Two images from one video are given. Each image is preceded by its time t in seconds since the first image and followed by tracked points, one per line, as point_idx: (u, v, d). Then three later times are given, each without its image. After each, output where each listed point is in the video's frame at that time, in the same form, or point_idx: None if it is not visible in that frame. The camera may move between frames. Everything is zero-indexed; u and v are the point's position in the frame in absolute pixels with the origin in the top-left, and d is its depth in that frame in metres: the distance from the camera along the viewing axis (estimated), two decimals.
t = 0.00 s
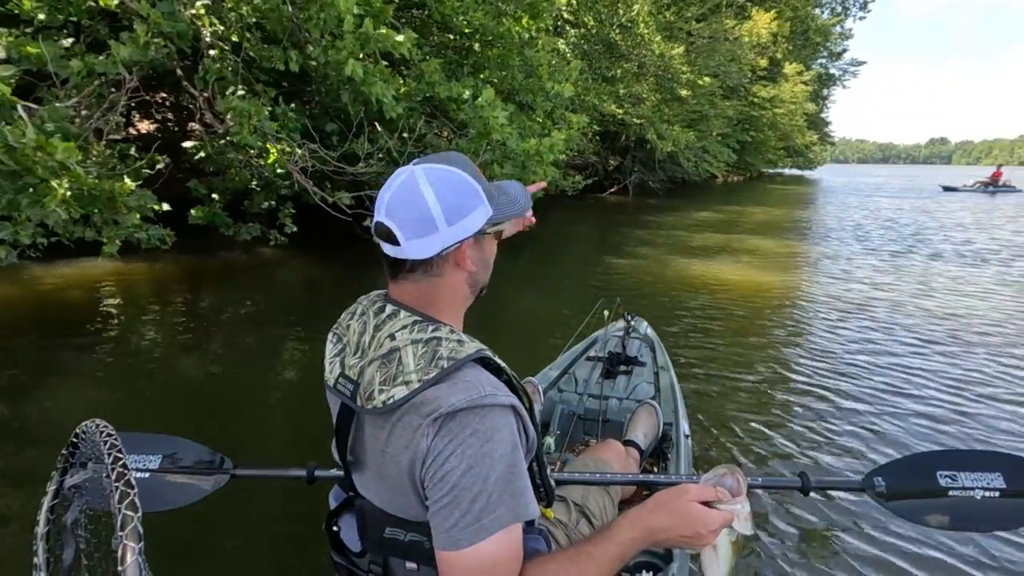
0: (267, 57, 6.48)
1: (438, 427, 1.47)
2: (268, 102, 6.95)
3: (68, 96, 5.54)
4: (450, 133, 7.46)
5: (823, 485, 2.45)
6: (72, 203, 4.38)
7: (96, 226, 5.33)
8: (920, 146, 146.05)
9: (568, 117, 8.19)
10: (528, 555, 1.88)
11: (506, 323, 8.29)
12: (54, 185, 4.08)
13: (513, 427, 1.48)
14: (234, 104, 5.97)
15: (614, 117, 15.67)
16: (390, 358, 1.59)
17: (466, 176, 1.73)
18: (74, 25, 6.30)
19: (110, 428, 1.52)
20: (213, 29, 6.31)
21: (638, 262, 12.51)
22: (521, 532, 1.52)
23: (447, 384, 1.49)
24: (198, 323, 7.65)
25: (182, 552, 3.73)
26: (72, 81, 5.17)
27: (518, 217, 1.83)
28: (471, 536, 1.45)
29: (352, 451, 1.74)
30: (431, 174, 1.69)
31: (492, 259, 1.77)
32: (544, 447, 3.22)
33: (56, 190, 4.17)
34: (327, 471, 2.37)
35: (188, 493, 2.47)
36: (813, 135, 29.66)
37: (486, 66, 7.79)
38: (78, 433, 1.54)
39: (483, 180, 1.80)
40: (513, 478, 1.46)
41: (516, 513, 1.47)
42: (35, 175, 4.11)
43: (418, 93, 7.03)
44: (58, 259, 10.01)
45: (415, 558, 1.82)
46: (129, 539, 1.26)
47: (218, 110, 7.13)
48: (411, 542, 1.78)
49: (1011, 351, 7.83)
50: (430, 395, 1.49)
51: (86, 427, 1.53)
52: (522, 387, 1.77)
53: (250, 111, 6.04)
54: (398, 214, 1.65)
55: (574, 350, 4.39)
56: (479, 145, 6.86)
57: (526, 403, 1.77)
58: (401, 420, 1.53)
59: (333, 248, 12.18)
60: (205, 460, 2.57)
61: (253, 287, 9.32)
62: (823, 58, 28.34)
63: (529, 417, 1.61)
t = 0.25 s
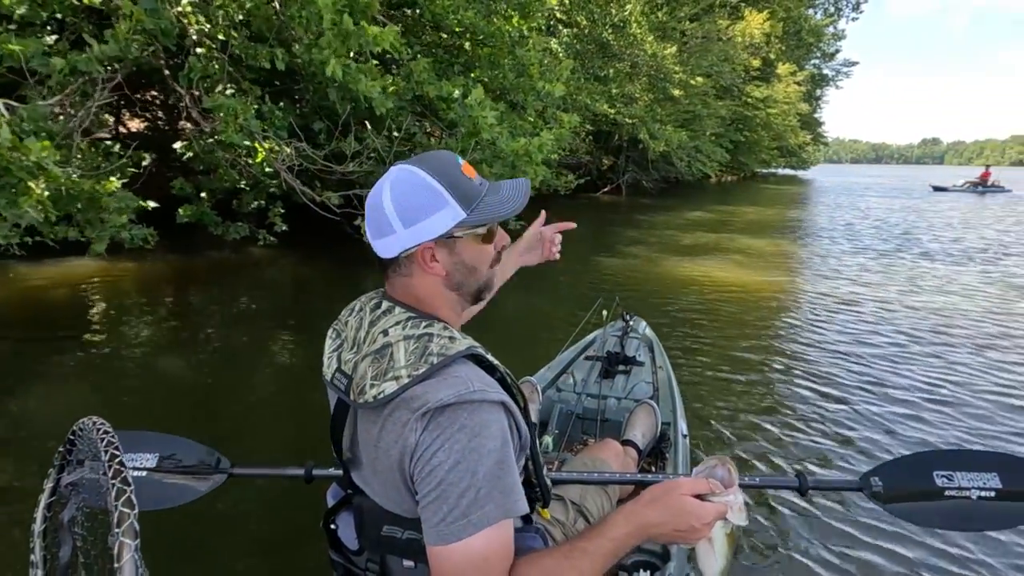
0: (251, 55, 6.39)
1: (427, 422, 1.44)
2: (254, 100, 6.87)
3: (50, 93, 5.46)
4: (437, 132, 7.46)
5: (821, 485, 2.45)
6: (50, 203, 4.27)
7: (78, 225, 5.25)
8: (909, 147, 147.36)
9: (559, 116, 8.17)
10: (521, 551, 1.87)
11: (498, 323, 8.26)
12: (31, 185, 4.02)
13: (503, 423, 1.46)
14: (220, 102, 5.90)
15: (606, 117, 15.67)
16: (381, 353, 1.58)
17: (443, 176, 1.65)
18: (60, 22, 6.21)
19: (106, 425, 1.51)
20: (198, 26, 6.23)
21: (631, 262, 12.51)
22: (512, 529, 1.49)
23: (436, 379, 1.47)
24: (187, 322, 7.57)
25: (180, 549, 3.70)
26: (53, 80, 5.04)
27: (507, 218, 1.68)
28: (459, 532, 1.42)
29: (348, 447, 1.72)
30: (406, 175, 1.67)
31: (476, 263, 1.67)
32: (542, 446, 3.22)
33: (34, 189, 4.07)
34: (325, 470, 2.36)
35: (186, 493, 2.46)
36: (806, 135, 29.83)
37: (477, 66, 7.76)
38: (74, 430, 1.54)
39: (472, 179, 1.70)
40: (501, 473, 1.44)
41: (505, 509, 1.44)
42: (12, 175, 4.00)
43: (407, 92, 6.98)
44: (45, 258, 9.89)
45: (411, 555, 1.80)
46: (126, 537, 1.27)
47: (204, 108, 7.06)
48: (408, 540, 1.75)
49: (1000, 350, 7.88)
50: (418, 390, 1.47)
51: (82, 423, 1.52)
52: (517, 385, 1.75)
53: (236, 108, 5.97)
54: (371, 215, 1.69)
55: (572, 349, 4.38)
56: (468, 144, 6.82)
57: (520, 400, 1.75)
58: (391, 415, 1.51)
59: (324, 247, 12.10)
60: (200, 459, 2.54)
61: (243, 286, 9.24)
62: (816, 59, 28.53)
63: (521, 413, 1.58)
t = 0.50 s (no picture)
0: (235, 53, 6.31)
1: (424, 420, 1.43)
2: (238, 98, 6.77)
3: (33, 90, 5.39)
4: (428, 131, 7.44)
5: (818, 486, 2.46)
6: (26, 201, 4.19)
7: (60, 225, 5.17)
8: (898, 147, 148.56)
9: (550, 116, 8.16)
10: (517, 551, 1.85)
11: (490, 322, 8.22)
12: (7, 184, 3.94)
13: (500, 423, 1.44)
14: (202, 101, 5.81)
15: (599, 117, 15.68)
16: (379, 351, 1.56)
17: (444, 177, 1.64)
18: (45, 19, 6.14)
19: (104, 423, 1.52)
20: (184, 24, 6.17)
21: (624, 261, 12.52)
22: (508, 529, 1.48)
23: (434, 377, 1.46)
24: (176, 322, 7.51)
25: (179, 546, 3.67)
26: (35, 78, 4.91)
27: (507, 223, 1.66)
28: (454, 531, 1.40)
29: (346, 444, 1.71)
30: (409, 173, 1.66)
31: (474, 265, 1.65)
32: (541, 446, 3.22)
33: (9, 188, 3.97)
34: (324, 468, 2.34)
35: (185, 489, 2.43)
36: (799, 135, 29.97)
37: (467, 65, 7.73)
38: (72, 427, 1.54)
39: (475, 181, 1.68)
40: (498, 473, 1.42)
41: (502, 509, 1.42)
42: None
43: (396, 91, 6.94)
44: (32, 258, 9.79)
45: (409, 554, 1.78)
46: (122, 534, 1.25)
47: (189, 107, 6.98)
48: (405, 539, 1.74)
49: (989, 348, 7.93)
50: (416, 389, 1.46)
51: (79, 422, 1.52)
52: (515, 384, 1.73)
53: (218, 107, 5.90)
54: (373, 211, 1.70)
55: (571, 350, 4.37)
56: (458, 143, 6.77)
57: (518, 400, 1.74)
58: (388, 412, 1.49)
59: (316, 247, 12.03)
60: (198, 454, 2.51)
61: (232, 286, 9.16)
62: (809, 59, 28.68)
63: (518, 414, 1.57)
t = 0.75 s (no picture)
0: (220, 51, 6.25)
1: (433, 412, 1.41)
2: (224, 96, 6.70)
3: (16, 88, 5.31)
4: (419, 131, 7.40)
5: (816, 485, 2.45)
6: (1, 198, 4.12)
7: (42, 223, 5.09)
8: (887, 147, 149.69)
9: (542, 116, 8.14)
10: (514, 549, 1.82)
11: (483, 322, 8.19)
12: None
13: (507, 416, 1.43)
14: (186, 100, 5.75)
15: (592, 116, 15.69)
16: (387, 342, 1.54)
17: (458, 172, 1.64)
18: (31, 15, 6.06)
19: (104, 420, 1.49)
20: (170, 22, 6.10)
21: (617, 261, 12.53)
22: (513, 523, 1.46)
23: (444, 368, 1.44)
24: (166, 322, 7.44)
25: (176, 545, 3.64)
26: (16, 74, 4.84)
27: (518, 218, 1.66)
28: (461, 522, 1.38)
29: (347, 437, 1.68)
30: (422, 168, 1.65)
31: (484, 258, 1.64)
32: (540, 445, 3.21)
33: None
34: (322, 467, 2.32)
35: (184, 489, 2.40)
36: (793, 135, 30.09)
37: (458, 65, 7.70)
38: (73, 423, 1.51)
39: (486, 178, 1.68)
40: (505, 465, 1.41)
41: (509, 501, 1.41)
42: None
43: (385, 91, 6.90)
44: (19, 258, 9.68)
45: (409, 551, 1.75)
46: (122, 531, 1.22)
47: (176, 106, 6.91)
48: (404, 536, 1.72)
49: (978, 346, 7.98)
50: (425, 380, 1.44)
51: (80, 418, 1.50)
52: (517, 381, 1.72)
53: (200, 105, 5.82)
54: (385, 205, 1.66)
55: (570, 349, 4.37)
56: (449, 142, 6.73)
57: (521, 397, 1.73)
58: (396, 403, 1.47)
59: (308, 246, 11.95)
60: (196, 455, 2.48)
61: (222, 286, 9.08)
62: (802, 59, 28.83)
63: (523, 409, 1.56)
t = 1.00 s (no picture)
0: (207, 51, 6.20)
1: (438, 420, 1.40)
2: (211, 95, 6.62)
3: None
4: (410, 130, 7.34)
5: (817, 486, 2.46)
6: None
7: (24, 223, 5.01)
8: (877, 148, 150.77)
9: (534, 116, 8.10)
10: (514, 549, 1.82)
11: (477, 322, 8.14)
12: None
13: (511, 424, 1.43)
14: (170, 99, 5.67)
15: (585, 116, 15.69)
16: (391, 348, 1.52)
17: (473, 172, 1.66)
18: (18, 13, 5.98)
19: (104, 422, 1.47)
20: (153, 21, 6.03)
21: (612, 261, 12.53)
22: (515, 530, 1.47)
23: (449, 376, 1.43)
24: (157, 323, 7.37)
25: (168, 547, 3.61)
26: None
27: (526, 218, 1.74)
28: (465, 531, 1.39)
29: (348, 442, 1.66)
30: (439, 168, 1.63)
31: (496, 258, 1.69)
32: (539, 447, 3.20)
33: None
34: (322, 469, 2.30)
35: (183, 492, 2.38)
36: (787, 135, 30.19)
37: (449, 65, 7.65)
38: (72, 427, 1.49)
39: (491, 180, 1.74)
40: (510, 474, 1.41)
41: (513, 509, 1.41)
42: None
43: (375, 90, 6.84)
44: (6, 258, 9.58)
45: (409, 554, 1.75)
46: (121, 534, 1.21)
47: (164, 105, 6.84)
48: (404, 538, 1.71)
49: (969, 345, 8.03)
50: (429, 388, 1.43)
51: (79, 421, 1.47)
52: (518, 385, 1.72)
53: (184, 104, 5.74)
54: (405, 203, 1.59)
55: (570, 350, 4.36)
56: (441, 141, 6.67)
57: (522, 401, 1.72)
58: (400, 410, 1.46)
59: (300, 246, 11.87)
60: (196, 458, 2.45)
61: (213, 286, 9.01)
62: (795, 60, 28.95)
63: (526, 415, 1.55)
